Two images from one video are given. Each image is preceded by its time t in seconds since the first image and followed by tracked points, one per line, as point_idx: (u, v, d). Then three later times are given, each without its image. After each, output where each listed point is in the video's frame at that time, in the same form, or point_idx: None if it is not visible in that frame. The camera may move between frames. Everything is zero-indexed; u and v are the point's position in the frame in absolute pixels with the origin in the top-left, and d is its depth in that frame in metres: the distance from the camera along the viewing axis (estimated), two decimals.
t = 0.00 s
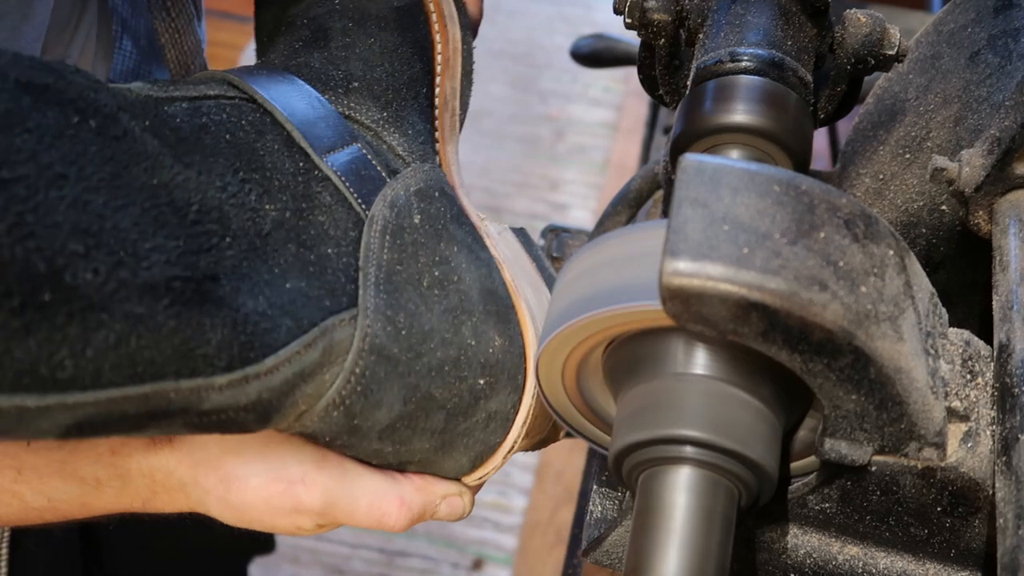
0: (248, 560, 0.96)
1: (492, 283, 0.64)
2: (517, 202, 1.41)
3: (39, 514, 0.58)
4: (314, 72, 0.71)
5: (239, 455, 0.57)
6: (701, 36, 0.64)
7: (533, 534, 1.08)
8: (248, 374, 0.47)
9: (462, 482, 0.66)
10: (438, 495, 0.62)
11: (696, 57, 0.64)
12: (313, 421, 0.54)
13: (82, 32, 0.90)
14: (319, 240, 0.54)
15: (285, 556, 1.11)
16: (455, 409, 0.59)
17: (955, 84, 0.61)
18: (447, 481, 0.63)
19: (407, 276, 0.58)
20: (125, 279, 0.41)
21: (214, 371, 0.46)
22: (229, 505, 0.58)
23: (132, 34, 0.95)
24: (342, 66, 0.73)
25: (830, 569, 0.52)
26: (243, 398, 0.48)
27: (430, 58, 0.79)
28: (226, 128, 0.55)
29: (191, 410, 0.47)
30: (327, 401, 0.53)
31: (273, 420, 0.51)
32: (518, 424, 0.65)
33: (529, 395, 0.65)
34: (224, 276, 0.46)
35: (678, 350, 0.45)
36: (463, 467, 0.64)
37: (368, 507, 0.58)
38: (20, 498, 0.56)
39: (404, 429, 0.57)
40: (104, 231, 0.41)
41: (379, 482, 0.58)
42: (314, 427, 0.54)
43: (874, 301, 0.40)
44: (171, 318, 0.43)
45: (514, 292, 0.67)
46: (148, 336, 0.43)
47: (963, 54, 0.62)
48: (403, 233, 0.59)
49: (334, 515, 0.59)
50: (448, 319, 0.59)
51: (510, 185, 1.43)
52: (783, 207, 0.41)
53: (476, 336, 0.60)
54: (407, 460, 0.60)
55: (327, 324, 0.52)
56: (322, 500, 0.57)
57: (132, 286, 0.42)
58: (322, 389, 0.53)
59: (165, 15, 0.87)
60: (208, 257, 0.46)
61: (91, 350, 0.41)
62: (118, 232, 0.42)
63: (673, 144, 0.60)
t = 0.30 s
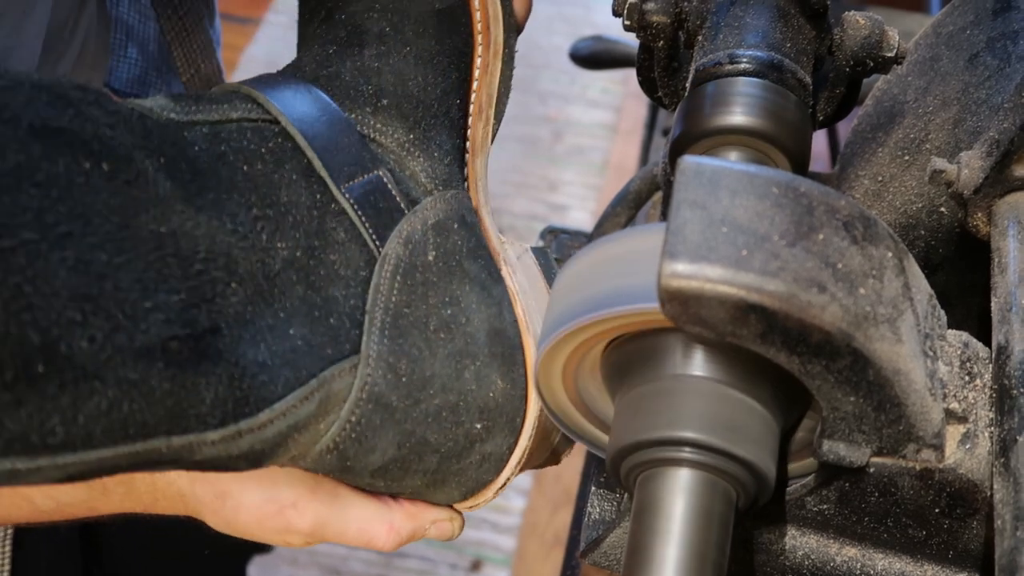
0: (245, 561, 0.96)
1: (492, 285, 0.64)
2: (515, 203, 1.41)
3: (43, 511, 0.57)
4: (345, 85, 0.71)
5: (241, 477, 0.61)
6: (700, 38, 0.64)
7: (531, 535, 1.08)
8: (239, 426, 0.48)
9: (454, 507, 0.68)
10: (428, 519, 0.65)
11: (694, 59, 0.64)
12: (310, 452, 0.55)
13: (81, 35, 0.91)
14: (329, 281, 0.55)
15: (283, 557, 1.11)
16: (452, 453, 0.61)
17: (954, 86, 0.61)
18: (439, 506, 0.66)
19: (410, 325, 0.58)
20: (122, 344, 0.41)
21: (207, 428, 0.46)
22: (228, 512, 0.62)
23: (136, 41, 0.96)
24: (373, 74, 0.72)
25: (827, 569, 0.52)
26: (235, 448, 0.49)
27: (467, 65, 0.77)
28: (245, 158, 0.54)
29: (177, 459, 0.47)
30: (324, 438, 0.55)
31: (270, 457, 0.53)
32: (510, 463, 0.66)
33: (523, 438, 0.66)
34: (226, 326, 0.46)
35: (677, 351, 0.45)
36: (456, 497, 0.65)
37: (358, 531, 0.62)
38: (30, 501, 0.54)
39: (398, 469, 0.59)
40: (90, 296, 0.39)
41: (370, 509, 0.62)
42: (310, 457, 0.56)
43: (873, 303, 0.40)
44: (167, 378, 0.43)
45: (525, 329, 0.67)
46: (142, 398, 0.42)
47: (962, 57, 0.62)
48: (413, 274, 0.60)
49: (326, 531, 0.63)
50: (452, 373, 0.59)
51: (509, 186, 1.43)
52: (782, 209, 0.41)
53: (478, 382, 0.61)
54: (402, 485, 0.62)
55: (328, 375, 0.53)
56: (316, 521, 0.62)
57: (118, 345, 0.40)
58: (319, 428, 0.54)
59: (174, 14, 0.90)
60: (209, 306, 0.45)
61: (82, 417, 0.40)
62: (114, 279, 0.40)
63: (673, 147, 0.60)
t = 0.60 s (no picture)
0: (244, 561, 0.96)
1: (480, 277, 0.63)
2: (513, 203, 1.42)
3: (45, 521, 0.55)
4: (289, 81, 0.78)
5: (251, 438, 0.56)
6: (699, 35, 0.63)
7: (531, 534, 1.07)
8: (251, 336, 0.47)
9: (472, 460, 0.68)
10: (448, 475, 0.64)
11: (693, 56, 0.64)
12: (316, 393, 0.54)
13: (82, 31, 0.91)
14: (308, 219, 0.55)
15: (282, 557, 1.10)
16: (458, 379, 0.61)
17: (953, 84, 0.62)
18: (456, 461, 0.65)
19: (402, 278, 0.57)
20: (120, 239, 0.42)
21: (220, 332, 0.46)
22: (238, 496, 0.57)
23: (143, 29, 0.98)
24: (320, 76, 0.79)
25: (829, 570, 0.51)
26: (247, 362, 0.48)
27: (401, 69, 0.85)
28: (208, 124, 0.56)
29: (201, 374, 0.46)
30: (330, 370, 0.53)
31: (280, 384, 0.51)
32: (512, 413, 0.66)
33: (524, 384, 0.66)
34: (216, 247, 0.47)
35: (677, 349, 0.45)
36: (473, 439, 0.65)
37: (380, 494, 0.59)
38: (22, 498, 0.53)
39: (409, 396, 0.58)
40: (95, 197, 0.41)
41: (389, 465, 0.60)
42: (319, 394, 0.54)
43: (873, 300, 0.40)
44: (220, 291, 0.46)
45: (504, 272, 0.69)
46: (148, 294, 0.43)
47: (961, 54, 0.62)
48: (391, 214, 0.60)
49: (346, 504, 0.59)
50: (448, 306, 0.60)
51: (507, 186, 1.43)
52: (781, 207, 0.41)
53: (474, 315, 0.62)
54: (413, 433, 0.61)
55: (326, 291, 0.52)
56: (336, 486, 0.57)
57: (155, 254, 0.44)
58: (325, 356, 0.53)
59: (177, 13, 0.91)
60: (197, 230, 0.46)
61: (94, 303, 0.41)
62: (176, 195, 0.46)
63: (671, 143, 0.60)
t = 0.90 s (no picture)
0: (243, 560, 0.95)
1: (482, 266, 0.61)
2: (512, 203, 1.42)
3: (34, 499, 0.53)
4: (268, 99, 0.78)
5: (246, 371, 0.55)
6: (698, 35, 0.63)
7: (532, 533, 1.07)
8: (284, 175, 0.52)
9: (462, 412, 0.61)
10: (446, 424, 0.59)
11: (692, 56, 0.64)
12: (332, 274, 0.53)
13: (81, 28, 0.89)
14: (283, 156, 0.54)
15: (282, 556, 1.10)
16: (450, 283, 0.58)
17: (951, 83, 0.62)
18: (453, 412, 0.60)
19: (398, 249, 0.56)
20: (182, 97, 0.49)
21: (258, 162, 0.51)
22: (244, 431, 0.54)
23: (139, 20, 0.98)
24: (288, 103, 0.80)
25: (826, 569, 0.51)
26: (279, 205, 0.51)
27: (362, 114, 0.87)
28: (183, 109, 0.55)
29: (246, 202, 0.49)
30: (339, 256, 0.53)
31: (307, 254, 0.52)
32: (500, 350, 0.60)
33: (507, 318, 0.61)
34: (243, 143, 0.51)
35: (675, 349, 0.45)
36: (477, 355, 0.59)
37: (389, 435, 0.57)
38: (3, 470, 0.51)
39: (417, 286, 0.57)
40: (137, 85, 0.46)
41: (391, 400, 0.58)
42: (331, 280, 0.53)
43: (871, 300, 0.40)
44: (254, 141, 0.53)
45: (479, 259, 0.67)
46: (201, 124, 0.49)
47: (960, 53, 0.62)
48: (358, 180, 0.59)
49: (355, 443, 0.56)
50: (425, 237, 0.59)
51: (507, 186, 1.44)
52: (780, 206, 0.41)
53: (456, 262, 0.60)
54: (425, 341, 0.58)
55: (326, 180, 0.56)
56: (344, 411, 0.55)
57: (198, 112, 0.49)
58: (331, 243, 0.53)
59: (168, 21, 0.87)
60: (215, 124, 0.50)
61: (158, 92, 0.47)
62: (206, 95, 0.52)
63: (670, 144, 0.60)
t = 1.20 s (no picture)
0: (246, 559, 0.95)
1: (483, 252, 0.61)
2: (515, 201, 1.42)
3: (46, 452, 0.55)
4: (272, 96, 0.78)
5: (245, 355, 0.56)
6: (701, 33, 0.63)
7: (534, 532, 1.07)
8: (294, 144, 0.54)
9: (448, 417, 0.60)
10: (428, 431, 0.59)
11: (695, 54, 0.63)
12: (343, 244, 0.54)
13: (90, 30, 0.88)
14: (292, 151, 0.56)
15: (285, 555, 1.11)
16: (459, 260, 0.59)
17: (955, 81, 0.62)
18: (437, 418, 0.60)
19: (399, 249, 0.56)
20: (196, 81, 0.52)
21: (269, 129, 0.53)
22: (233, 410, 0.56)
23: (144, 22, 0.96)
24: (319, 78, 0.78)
25: (830, 567, 0.51)
26: (292, 166, 0.53)
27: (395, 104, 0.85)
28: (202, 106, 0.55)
29: (260, 159, 0.51)
30: (349, 227, 0.55)
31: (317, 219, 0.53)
32: (501, 346, 0.58)
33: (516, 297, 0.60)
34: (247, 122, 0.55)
35: (677, 347, 0.45)
36: (486, 334, 0.58)
37: (368, 435, 0.57)
38: (18, 434, 0.54)
39: (428, 260, 0.57)
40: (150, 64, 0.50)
41: (377, 403, 0.58)
42: (342, 248, 0.54)
43: (874, 299, 0.40)
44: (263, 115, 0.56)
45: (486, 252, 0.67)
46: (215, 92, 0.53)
47: (964, 51, 0.62)
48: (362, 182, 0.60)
49: (335, 440, 0.58)
50: (417, 232, 0.58)
51: (510, 184, 1.44)
52: (783, 205, 0.41)
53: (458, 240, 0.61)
54: (434, 315, 0.57)
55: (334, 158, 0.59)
56: (328, 409, 0.56)
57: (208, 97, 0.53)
58: (343, 212, 0.55)
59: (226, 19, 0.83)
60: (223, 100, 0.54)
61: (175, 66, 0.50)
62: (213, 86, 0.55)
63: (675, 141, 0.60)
